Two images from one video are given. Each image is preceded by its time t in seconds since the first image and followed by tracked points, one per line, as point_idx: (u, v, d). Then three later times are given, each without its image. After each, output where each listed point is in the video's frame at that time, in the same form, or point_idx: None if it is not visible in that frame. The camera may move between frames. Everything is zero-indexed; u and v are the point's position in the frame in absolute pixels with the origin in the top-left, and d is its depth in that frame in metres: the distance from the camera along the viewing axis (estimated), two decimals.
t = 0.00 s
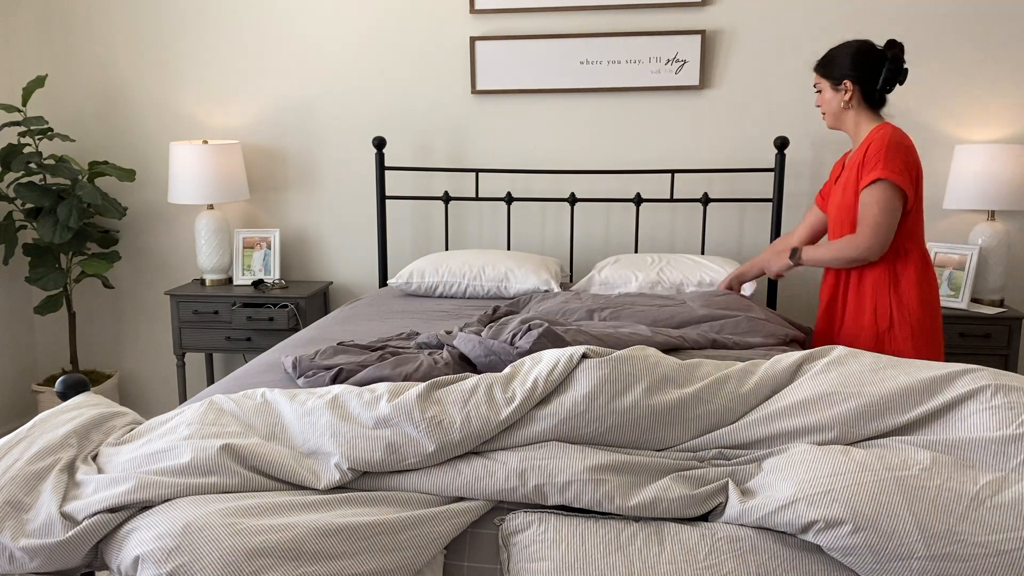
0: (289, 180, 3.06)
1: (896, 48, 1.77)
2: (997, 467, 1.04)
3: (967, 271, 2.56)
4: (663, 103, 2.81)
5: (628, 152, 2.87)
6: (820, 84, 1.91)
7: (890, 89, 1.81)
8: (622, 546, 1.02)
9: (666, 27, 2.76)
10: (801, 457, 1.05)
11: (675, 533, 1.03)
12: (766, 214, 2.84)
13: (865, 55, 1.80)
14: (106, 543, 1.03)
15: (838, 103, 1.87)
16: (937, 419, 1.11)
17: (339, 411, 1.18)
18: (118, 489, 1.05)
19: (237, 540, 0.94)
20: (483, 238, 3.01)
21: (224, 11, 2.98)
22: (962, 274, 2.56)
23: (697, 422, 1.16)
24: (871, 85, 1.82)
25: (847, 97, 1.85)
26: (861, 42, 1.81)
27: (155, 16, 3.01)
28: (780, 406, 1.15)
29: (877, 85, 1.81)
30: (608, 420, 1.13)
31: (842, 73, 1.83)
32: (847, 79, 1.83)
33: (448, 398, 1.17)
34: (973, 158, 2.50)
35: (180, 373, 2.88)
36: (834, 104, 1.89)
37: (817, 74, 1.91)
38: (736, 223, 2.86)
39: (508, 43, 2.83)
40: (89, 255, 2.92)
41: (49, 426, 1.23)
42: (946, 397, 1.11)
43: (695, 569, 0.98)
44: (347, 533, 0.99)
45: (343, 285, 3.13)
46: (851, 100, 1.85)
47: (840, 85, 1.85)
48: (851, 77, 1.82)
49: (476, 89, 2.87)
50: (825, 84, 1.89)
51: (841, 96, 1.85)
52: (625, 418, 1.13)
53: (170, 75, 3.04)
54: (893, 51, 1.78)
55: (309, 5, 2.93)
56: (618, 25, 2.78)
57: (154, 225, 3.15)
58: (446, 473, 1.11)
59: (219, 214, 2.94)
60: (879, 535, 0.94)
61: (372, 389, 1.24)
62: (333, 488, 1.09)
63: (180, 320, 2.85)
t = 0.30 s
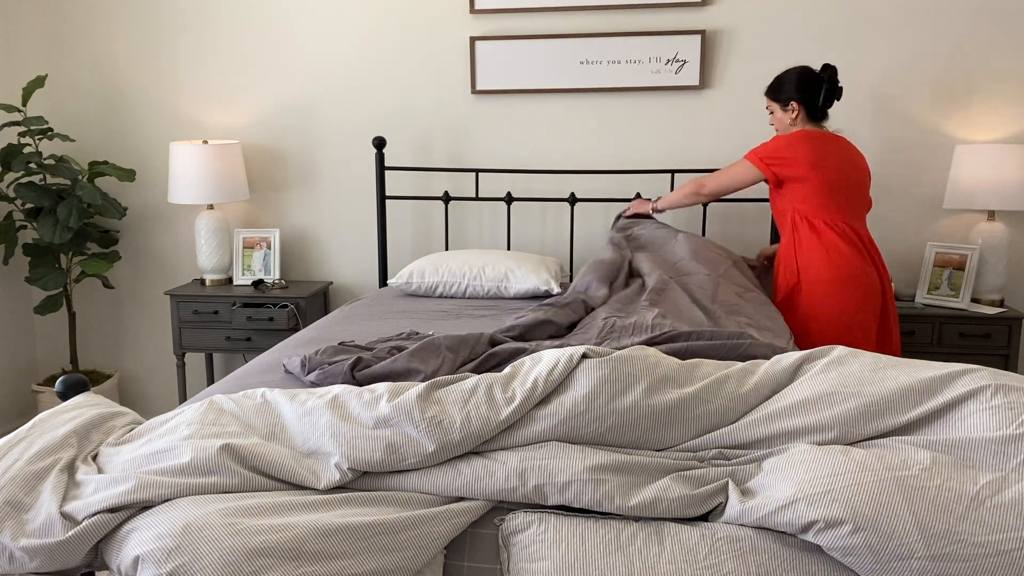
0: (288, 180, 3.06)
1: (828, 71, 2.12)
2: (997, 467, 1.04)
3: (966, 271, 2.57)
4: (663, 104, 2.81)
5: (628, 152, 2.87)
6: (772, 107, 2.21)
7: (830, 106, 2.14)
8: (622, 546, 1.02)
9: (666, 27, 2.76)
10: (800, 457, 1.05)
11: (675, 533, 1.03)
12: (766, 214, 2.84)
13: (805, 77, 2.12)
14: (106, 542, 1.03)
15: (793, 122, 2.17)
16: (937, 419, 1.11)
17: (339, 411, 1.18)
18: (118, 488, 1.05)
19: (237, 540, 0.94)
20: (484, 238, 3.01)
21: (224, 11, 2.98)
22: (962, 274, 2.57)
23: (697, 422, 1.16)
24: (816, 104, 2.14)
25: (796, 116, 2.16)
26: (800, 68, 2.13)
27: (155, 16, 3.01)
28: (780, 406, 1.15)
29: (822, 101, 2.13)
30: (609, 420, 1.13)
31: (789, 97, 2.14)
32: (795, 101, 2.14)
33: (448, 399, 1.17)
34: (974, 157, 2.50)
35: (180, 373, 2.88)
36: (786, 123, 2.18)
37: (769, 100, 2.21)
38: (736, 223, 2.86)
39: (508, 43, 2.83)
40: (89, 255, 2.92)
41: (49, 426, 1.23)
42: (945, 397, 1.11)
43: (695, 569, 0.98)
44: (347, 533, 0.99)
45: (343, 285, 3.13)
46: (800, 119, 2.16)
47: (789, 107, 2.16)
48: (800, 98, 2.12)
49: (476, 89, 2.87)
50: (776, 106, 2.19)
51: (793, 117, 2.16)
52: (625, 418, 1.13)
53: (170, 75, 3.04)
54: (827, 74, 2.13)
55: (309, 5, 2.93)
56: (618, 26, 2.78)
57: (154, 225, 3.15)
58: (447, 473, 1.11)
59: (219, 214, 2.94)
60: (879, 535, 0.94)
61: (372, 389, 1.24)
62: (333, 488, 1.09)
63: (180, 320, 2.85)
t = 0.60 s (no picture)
0: (289, 180, 3.06)
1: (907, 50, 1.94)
2: (997, 466, 1.04)
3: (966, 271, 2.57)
4: (663, 104, 2.81)
5: (628, 152, 2.87)
6: (879, 88, 1.84)
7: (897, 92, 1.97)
8: (622, 546, 1.02)
9: (666, 27, 2.76)
10: (801, 457, 1.05)
11: (675, 533, 1.03)
12: (765, 214, 2.84)
13: (907, 54, 1.87)
14: (106, 542, 1.03)
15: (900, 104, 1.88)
16: (937, 419, 1.11)
17: (339, 411, 1.18)
18: (118, 488, 1.05)
19: (237, 540, 0.94)
20: (484, 238, 3.01)
21: (224, 11, 2.98)
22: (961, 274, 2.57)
23: (696, 422, 1.16)
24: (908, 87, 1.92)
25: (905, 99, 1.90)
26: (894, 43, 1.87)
27: (155, 16, 3.01)
28: (780, 407, 1.15)
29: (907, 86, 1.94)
30: (608, 420, 1.13)
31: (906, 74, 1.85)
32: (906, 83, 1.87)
33: (448, 399, 1.17)
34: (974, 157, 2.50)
35: (180, 373, 2.88)
36: (894, 105, 1.87)
37: (877, 79, 1.83)
38: (736, 223, 2.86)
39: (508, 43, 2.83)
40: (89, 255, 2.92)
41: (49, 426, 1.23)
42: (945, 397, 1.11)
43: (695, 569, 0.99)
44: (347, 533, 0.99)
45: (343, 285, 3.13)
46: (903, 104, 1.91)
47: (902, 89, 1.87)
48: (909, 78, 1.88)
49: (476, 89, 2.87)
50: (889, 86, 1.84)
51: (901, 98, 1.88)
52: (625, 418, 1.13)
53: (170, 75, 3.04)
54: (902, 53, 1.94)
55: (309, 5, 2.93)
56: (618, 26, 2.78)
57: (154, 225, 3.15)
58: (447, 473, 1.11)
59: (219, 214, 2.94)
60: (879, 535, 0.94)
61: (372, 389, 1.24)
62: (333, 488, 1.09)
63: (180, 320, 2.85)
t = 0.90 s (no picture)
0: (289, 180, 3.06)
1: (929, 12, 1.51)
2: (997, 466, 1.04)
3: (967, 271, 2.56)
4: (663, 103, 2.81)
5: (628, 152, 2.87)
6: (824, 58, 1.60)
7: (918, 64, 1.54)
8: (622, 546, 1.02)
9: (665, 27, 2.76)
10: (800, 457, 1.05)
11: (675, 533, 1.03)
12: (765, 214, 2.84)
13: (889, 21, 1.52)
14: (106, 542, 1.03)
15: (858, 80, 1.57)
16: (937, 419, 1.11)
17: (339, 411, 1.18)
18: (117, 489, 1.05)
19: (237, 540, 0.94)
20: (484, 238, 3.01)
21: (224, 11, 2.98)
22: (962, 274, 2.56)
23: (696, 422, 1.16)
24: (897, 61, 1.54)
25: (869, 76, 1.56)
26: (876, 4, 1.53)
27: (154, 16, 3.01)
28: (780, 407, 1.15)
29: (907, 62, 1.54)
30: (608, 420, 1.13)
31: (864, 44, 1.54)
32: (872, 53, 1.54)
33: (448, 399, 1.17)
34: (974, 158, 2.50)
35: (180, 373, 2.88)
36: (846, 81, 1.58)
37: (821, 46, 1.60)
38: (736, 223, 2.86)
39: (508, 43, 2.83)
40: (89, 254, 2.92)
41: (49, 426, 1.23)
42: (945, 397, 1.11)
43: (695, 569, 0.99)
44: (347, 533, 0.99)
45: (343, 285, 3.13)
46: (873, 79, 1.56)
47: (862, 61, 1.55)
48: (876, 50, 1.53)
49: (476, 89, 2.87)
50: (835, 56, 1.58)
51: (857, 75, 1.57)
52: (625, 418, 1.13)
53: (171, 75, 3.04)
54: (920, 16, 1.51)
55: (308, 5, 2.93)
56: (618, 26, 2.78)
57: (154, 225, 3.15)
58: (447, 473, 1.11)
59: (220, 214, 2.94)
60: (879, 535, 0.94)
61: (372, 389, 1.24)
62: (333, 488, 1.09)
63: (180, 320, 2.85)
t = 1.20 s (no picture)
0: (288, 180, 3.06)
1: (920, 13, 1.44)
2: (997, 466, 1.04)
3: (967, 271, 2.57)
4: (663, 103, 2.81)
5: (628, 152, 2.87)
6: (812, 55, 1.54)
7: (907, 67, 1.49)
8: (622, 546, 1.02)
9: (665, 27, 2.76)
10: (800, 457, 1.05)
11: (675, 533, 1.03)
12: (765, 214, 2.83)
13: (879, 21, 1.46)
14: (106, 543, 1.03)
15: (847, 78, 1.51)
16: (937, 419, 1.11)
17: (339, 411, 1.18)
18: (117, 489, 1.05)
19: (237, 540, 0.94)
20: (484, 238, 3.01)
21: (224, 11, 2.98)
22: (962, 274, 2.55)
23: (696, 422, 1.16)
24: (885, 63, 1.48)
25: (857, 76, 1.49)
26: (865, 2, 1.47)
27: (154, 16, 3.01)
28: (780, 407, 1.15)
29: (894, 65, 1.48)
30: (608, 420, 1.13)
31: (850, 44, 1.48)
32: (858, 52, 1.48)
33: (447, 399, 1.17)
34: (974, 158, 2.50)
35: (180, 373, 2.88)
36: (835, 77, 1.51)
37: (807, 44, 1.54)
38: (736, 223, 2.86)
39: (508, 43, 2.83)
40: (89, 254, 2.92)
41: (49, 426, 1.23)
42: (945, 396, 1.11)
43: (694, 569, 0.99)
44: (347, 533, 0.99)
45: (343, 285, 3.13)
46: (858, 79, 1.50)
47: (847, 60, 1.49)
48: (864, 49, 1.47)
49: (476, 89, 2.87)
50: (822, 54, 1.52)
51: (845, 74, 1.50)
52: (624, 418, 1.13)
53: (171, 75, 3.04)
54: (914, 18, 1.45)
55: (308, 4, 2.93)
56: (617, 26, 2.78)
57: (154, 225, 3.15)
58: (447, 472, 1.11)
59: (220, 214, 2.94)
60: (878, 535, 0.94)
61: (372, 389, 1.24)
62: (333, 487, 1.09)
63: (179, 320, 2.85)
